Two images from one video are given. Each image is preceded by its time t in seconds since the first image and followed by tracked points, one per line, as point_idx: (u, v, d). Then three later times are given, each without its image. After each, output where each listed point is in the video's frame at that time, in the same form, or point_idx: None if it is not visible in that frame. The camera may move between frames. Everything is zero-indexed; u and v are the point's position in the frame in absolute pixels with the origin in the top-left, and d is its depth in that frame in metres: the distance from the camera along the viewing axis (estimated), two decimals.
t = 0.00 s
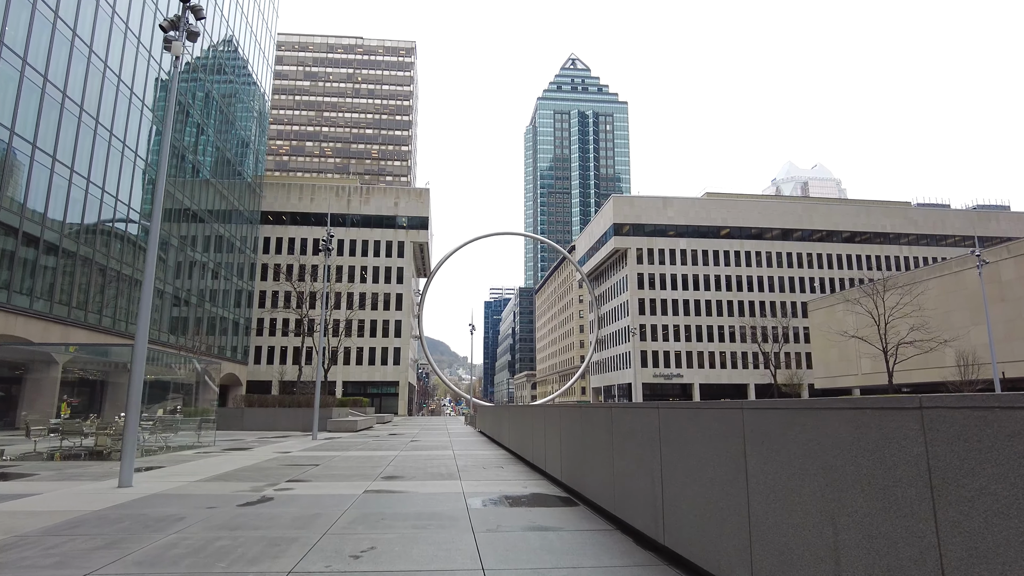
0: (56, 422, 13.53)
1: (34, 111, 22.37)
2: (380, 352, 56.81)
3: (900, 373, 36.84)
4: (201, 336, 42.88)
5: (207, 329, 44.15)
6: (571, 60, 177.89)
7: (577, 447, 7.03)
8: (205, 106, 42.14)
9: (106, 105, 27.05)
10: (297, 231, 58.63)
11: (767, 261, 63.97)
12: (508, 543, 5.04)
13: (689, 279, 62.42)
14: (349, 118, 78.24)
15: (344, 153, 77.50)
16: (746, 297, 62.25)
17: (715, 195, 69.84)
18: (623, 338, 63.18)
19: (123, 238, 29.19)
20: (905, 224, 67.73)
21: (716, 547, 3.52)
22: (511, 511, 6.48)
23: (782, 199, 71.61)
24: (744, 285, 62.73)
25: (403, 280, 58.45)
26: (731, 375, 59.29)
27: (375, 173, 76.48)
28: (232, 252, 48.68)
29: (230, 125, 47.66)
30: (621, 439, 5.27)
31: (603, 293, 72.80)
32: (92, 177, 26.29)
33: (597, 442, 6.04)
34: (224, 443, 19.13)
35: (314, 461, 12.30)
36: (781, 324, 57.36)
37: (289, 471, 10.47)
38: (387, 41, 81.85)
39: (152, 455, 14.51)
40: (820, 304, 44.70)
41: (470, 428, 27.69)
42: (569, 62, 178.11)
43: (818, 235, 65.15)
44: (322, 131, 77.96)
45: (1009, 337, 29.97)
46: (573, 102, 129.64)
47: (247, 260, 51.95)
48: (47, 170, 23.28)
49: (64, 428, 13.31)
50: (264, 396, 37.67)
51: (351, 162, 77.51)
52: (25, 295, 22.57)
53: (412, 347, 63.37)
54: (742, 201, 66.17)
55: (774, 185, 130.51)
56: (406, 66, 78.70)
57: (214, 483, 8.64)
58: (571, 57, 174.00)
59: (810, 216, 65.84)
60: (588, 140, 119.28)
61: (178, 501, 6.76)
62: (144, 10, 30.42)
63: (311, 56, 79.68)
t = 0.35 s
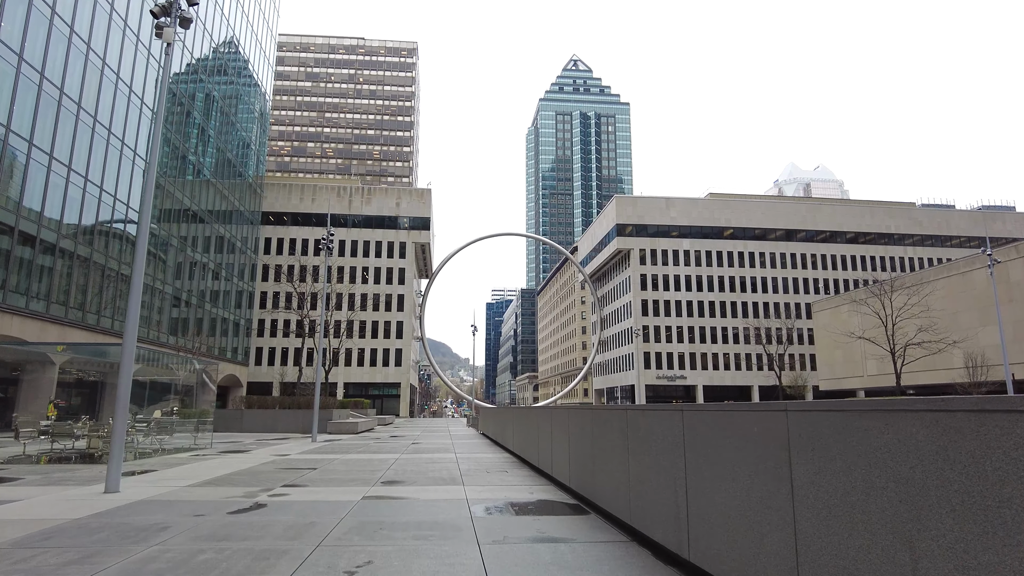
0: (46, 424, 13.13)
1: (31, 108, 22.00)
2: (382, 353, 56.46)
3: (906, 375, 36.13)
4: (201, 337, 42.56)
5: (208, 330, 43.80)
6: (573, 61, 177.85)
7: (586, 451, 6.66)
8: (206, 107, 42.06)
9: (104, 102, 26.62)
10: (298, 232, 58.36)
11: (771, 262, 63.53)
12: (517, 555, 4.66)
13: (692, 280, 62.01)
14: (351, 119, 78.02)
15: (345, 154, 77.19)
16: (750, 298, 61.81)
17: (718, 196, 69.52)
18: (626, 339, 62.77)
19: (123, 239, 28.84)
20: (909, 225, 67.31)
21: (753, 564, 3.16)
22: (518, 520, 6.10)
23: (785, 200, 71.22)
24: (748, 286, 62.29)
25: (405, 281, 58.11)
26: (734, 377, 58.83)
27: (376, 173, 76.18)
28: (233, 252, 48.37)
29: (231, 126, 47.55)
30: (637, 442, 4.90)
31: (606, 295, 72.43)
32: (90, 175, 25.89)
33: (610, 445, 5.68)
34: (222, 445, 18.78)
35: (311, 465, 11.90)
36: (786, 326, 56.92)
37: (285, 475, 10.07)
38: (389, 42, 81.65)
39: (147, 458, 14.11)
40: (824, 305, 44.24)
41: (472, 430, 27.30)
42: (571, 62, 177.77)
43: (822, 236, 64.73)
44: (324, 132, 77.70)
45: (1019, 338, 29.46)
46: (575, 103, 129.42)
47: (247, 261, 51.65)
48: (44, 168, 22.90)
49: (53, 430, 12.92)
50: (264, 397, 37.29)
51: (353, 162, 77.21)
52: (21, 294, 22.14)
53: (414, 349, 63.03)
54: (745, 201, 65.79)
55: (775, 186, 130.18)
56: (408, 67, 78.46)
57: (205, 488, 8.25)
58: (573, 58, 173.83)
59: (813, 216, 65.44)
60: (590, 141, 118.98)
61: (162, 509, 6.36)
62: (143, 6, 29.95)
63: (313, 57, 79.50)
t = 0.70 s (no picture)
0: (33, 425, 12.78)
1: (25, 104, 21.57)
2: (382, 353, 56.05)
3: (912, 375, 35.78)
4: (201, 337, 42.14)
5: (207, 330, 43.39)
6: (574, 61, 177.68)
7: (593, 452, 6.46)
8: (207, 107, 41.95)
9: (101, 99, 26.26)
10: (298, 231, 58.02)
11: (774, 262, 63.15)
12: (527, 563, 4.35)
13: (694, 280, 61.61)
14: (351, 118, 77.64)
15: (346, 154, 76.75)
16: (752, 298, 61.42)
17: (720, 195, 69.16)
18: (628, 339, 62.36)
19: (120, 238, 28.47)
20: (913, 225, 66.87)
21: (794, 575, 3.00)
22: (524, 524, 5.79)
23: (788, 199, 70.85)
24: (751, 286, 61.90)
25: (405, 281, 57.81)
26: (737, 377, 58.41)
27: (377, 173, 75.75)
28: (232, 251, 47.97)
29: (232, 127, 47.39)
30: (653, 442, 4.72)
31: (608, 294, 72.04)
32: (86, 172, 25.51)
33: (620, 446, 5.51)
34: (218, 445, 18.41)
35: (306, 466, 11.52)
36: (789, 326, 56.50)
37: (279, 476, 9.70)
38: (390, 41, 81.31)
39: (139, 460, 13.73)
40: (827, 304, 43.85)
41: (472, 430, 26.92)
42: (573, 62, 177.40)
43: (825, 235, 64.38)
44: (325, 132, 77.29)
45: None
46: (577, 103, 129.13)
47: (247, 260, 51.29)
48: (39, 164, 22.47)
49: (41, 432, 12.57)
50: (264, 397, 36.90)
51: (353, 162, 76.87)
52: (15, 292, 21.72)
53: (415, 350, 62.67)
54: (748, 200, 65.39)
55: (777, 186, 129.75)
56: (409, 66, 78.09)
57: (193, 491, 7.87)
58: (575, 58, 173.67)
59: (817, 215, 65.02)
60: (592, 141, 118.67)
61: (144, 514, 6.00)
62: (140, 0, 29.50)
63: (313, 56, 79.15)
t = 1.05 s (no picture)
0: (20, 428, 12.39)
1: (19, 100, 21.14)
2: (383, 353, 55.67)
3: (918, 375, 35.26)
4: (200, 337, 41.76)
5: (207, 331, 43.02)
6: (575, 60, 177.36)
7: (604, 456, 5.96)
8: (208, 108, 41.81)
9: (97, 96, 25.82)
10: (298, 231, 57.68)
11: (777, 261, 62.71)
12: None
13: (697, 279, 61.18)
14: (352, 118, 77.31)
15: (346, 153, 76.39)
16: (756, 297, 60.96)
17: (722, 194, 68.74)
18: (630, 339, 61.90)
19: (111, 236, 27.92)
20: (917, 224, 66.36)
21: None
22: (529, 535, 5.36)
23: (791, 198, 70.46)
24: (754, 285, 61.47)
25: (406, 280, 57.44)
26: (741, 377, 57.97)
27: (378, 173, 75.40)
28: (232, 251, 47.63)
29: (235, 129, 47.38)
30: (671, 446, 4.22)
31: (609, 294, 71.64)
32: (82, 170, 25.07)
33: (634, 449, 4.99)
34: (213, 446, 18.02)
35: (301, 469, 11.09)
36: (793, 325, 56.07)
37: (272, 481, 9.29)
38: (390, 40, 80.97)
39: (131, 463, 13.37)
40: (831, 304, 43.41)
41: (473, 431, 26.53)
42: (574, 62, 176.89)
43: (829, 234, 63.95)
44: (325, 131, 76.98)
45: None
46: (578, 102, 128.76)
47: (247, 260, 50.96)
48: (33, 162, 22.03)
49: (27, 435, 12.17)
50: (263, 398, 36.51)
51: (354, 162, 76.54)
52: (8, 291, 21.27)
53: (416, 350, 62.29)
54: (751, 199, 64.96)
55: (778, 186, 129.28)
56: (410, 65, 77.74)
57: (180, 497, 7.46)
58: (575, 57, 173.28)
59: (820, 214, 64.57)
60: (593, 141, 118.26)
61: (122, 523, 5.59)
62: None
63: (314, 55, 78.84)
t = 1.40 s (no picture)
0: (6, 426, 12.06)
1: (13, 95, 20.41)
2: (383, 353, 55.25)
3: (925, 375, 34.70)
4: (199, 337, 41.31)
5: (206, 331, 42.54)
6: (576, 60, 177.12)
7: (614, 459, 5.53)
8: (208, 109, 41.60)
9: (94, 92, 25.23)
10: (297, 230, 57.30)
11: (780, 259, 62.26)
12: None
13: (699, 278, 60.75)
14: (352, 117, 76.92)
15: (347, 152, 76.00)
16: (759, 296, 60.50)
17: (725, 193, 68.32)
18: (632, 338, 61.46)
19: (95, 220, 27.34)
20: (920, 223, 65.98)
21: None
22: (535, 545, 4.96)
23: (794, 196, 70.03)
24: (757, 284, 61.04)
25: (407, 280, 57.05)
26: (743, 377, 57.58)
27: (378, 172, 75.02)
28: (231, 250, 47.22)
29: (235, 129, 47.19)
30: (697, 450, 3.78)
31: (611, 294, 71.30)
32: (78, 167, 24.37)
33: (651, 453, 4.57)
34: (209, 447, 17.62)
35: (296, 472, 10.71)
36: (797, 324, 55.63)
37: (263, 484, 8.87)
38: (390, 39, 80.58)
39: (123, 464, 13.01)
40: (836, 302, 42.81)
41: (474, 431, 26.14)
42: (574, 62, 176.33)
43: (832, 233, 63.51)
44: (325, 130, 76.64)
45: None
46: (579, 102, 128.38)
47: (246, 259, 50.59)
48: (28, 158, 21.29)
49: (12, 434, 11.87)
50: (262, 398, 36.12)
51: (354, 161, 76.23)
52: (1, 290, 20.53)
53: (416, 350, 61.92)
54: (753, 198, 64.54)
55: (780, 185, 128.85)
56: (410, 64, 77.35)
57: (165, 502, 7.06)
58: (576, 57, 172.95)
59: (823, 213, 64.14)
60: (593, 140, 117.86)
61: (97, 533, 5.18)
62: None
63: (314, 54, 78.46)
